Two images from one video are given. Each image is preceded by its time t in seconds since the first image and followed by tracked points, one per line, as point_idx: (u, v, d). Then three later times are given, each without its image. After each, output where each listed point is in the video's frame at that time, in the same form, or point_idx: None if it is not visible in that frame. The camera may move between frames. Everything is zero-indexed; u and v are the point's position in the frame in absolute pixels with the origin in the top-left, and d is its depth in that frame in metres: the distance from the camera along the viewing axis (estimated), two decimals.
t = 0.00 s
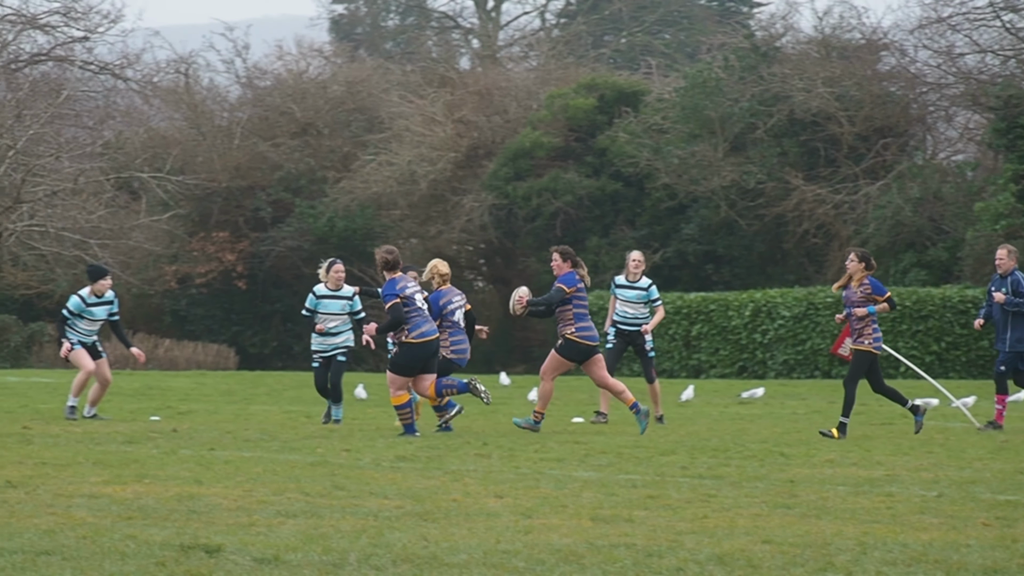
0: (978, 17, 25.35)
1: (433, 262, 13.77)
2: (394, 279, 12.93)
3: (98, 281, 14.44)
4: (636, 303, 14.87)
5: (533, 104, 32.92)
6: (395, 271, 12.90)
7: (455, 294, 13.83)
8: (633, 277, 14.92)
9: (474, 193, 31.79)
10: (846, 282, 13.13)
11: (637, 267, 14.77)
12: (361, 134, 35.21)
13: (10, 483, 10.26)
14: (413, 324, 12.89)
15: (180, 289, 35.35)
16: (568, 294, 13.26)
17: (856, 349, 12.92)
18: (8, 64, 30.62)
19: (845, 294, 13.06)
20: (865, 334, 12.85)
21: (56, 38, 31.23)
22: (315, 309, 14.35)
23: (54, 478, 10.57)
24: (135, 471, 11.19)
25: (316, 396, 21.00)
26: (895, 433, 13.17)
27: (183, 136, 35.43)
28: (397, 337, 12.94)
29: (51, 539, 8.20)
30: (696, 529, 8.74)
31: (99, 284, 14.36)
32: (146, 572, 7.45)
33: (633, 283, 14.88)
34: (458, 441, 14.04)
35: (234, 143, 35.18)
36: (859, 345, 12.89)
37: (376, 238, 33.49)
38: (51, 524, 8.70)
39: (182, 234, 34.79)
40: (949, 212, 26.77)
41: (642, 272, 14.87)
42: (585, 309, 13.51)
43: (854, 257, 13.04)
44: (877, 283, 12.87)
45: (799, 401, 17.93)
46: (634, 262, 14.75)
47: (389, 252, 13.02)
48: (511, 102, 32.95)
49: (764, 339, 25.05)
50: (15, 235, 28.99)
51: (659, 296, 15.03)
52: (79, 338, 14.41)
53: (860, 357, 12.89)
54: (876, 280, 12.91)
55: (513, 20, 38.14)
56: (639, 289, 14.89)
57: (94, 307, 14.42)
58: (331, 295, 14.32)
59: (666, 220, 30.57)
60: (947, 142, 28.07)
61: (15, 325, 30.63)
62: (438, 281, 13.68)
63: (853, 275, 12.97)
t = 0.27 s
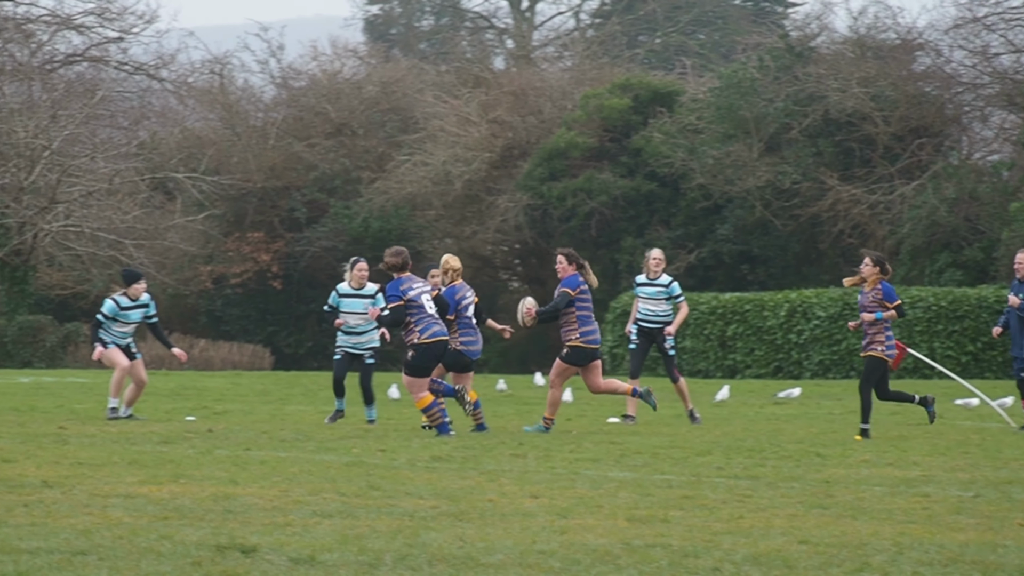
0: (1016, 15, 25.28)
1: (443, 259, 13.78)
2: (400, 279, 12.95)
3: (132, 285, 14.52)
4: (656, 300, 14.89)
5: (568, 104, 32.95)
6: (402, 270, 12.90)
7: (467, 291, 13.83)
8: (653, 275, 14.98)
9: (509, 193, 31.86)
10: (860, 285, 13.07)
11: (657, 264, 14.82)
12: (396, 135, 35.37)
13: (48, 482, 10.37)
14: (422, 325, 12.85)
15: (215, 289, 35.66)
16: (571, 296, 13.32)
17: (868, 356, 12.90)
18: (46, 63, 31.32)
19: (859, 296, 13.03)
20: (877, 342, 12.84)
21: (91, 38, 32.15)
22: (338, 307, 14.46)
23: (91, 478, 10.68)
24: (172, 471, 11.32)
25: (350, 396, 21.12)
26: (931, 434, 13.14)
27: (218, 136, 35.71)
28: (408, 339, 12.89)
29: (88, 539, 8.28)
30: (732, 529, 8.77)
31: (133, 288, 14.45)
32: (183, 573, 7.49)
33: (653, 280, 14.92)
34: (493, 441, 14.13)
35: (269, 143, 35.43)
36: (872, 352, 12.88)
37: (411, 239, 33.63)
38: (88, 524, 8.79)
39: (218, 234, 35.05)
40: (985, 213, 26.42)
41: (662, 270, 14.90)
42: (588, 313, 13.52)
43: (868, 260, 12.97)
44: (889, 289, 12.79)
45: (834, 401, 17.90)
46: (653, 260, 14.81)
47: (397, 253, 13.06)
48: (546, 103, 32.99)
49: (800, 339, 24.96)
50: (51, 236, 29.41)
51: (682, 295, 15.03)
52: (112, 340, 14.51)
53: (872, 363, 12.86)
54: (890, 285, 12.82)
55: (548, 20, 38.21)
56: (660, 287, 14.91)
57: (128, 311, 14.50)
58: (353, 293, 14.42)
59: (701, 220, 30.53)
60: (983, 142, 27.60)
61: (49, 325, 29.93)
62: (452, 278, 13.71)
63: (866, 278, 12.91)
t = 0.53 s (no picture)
0: None
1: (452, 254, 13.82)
2: (403, 275, 12.97)
3: (162, 286, 14.60)
4: (677, 302, 14.90)
5: (601, 104, 32.94)
6: (409, 266, 12.92)
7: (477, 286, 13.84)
8: (673, 277, 15.00)
9: (542, 193, 31.90)
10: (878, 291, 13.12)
11: (676, 266, 14.84)
12: (429, 134, 35.52)
13: (82, 482, 10.49)
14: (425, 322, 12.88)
15: (249, 288, 35.89)
16: (571, 304, 13.51)
17: (880, 359, 12.90)
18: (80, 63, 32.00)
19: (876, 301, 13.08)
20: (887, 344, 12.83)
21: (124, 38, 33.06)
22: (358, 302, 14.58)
23: (124, 477, 10.79)
24: (205, 471, 11.42)
25: (383, 396, 21.21)
26: (964, 434, 13.05)
27: (251, 136, 35.97)
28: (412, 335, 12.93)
29: (121, 539, 8.37)
30: (765, 529, 8.79)
31: (163, 290, 14.55)
32: (217, 574, 7.54)
33: (673, 282, 14.94)
34: (526, 441, 14.17)
35: (303, 143, 35.67)
36: (883, 356, 12.88)
37: (444, 238, 33.72)
38: (121, 523, 8.88)
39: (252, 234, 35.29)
40: (1020, 212, 26.07)
41: (682, 271, 14.92)
42: (591, 316, 13.70)
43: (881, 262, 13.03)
44: (897, 292, 12.79)
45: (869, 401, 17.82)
46: (672, 262, 14.84)
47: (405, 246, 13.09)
48: (579, 102, 33.01)
49: (833, 339, 24.80)
50: (85, 235, 29.64)
51: (702, 295, 15.03)
52: (143, 341, 14.66)
53: (883, 365, 12.85)
54: (899, 289, 12.81)
55: (581, 20, 38.29)
56: (681, 288, 14.92)
57: (160, 312, 14.61)
58: (372, 287, 14.53)
59: (735, 220, 30.47)
60: (1018, 141, 27.29)
61: (84, 324, 30.20)
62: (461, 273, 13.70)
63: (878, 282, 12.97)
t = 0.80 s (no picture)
0: None
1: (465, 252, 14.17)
2: (410, 273, 13.07)
3: (196, 286, 14.69)
4: (704, 305, 14.96)
5: (639, 104, 32.83)
6: (418, 263, 13.00)
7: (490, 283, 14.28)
8: (699, 281, 15.13)
9: (580, 193, 31.96)
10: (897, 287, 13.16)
11: (702, 269, 14.95)
12: (467, 135, 35.68)
13: (122, 482, 10.63)
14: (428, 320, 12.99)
15: (287, 289, 36.15)
16: (574, 306, 13.71)
17: (902, 360, 13.07)
18: (115, 63, 31.84)
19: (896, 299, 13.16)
20: (907, 345, 12.99)
21: (161, 39, 32.66)
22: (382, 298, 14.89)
23: (164, 477, 10.94)
24: (244, 471, 11.58)
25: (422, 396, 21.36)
26: (1004, 434, 13.02)
27: (289, 137, 36.25)
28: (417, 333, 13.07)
29: (161, 539, 8.49)
30: (804, 529, 8.83)
31: (197, 289, 14.64)
32: (256, 574, 7.63)
33: (699, 285, 15.05)
34: (564, 441, 14.26)
35: (340, 143, 35.94)
36: (906, 356, 13.04)
37: (482, 239, 33.93)
38: (161, 524, 9.01)
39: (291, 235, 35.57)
40: None
41: (707, 274, 15.03)
42: (600, 317, 13.86)
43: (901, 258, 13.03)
44: (909, 291, 12.82)
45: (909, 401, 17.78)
46: (698, 265, 14.96)
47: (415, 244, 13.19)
48: (616, 102, 32.99)
49: (871, 339, 24.68)
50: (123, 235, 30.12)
51: (728, 297, 15.11)
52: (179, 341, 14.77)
53: (906, 366, 13.03)
54: (912, 288, 12.83)
55: (618, 19, 38.28)
56: (707, 291, 15.02)
57: (193, 312, 14.71)
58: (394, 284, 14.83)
59: (773, 219, 30.41)
60: None
61: (122, 324, 30.50)
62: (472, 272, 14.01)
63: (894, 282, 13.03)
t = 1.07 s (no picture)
0: None
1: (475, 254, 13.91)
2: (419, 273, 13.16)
3: (226, 283, 14.74)
4: (732, 303, 14.98)
5: (677, 104, 32.88)
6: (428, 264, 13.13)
7: (500, 285, 13.96)
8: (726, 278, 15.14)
9: (617, 193, 31.97)
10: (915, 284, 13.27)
11: (728, 266, 14.96)
12: (505, 134, 35.81)
13: (159, 482, 10.76)
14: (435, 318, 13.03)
15: (324, 288, 36.37)
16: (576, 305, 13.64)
17: (922, 355, 13.14)
18: (156, 62, 33.94)
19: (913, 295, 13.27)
20: (923, 339, 13.06)
21: (201, 39, 35.29)
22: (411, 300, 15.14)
23: (201, 477, 11.06)
24: (281, 471, 11.68)
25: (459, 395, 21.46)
26: None
27: (326, 136, 36.43)
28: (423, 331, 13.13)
29: (197, 539, 8.57)
30: (841, 529, 8.86)
31: (227, 287, 14.69)
32: (292, 573, 7.72)
33: (726, 283, 15.04)
34: (602, 441, 14.29)
35: (378, 143, 36.14)
36: (923, 350, 13.10)
37: (519, 238, 33.92)
38: (197, 524, 9.09)
39: (328, 234, 35.79)
40: None
41: (733, 272, 15.04)
42: (603, 316, 13.76)
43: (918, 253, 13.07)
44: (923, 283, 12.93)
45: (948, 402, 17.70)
46: (724, 262, 14.96)
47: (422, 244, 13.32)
48: (654, 102, 33.00)
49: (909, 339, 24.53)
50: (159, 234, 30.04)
51: (754, 294, 15.14)
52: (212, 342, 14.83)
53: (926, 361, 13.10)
54: (926, 279, 12.95)
55: (657, 19, 38.27)
56: (734, 289, 15.03)
57: (224, 310, 14.77)
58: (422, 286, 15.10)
59: (811, 219, 30.33)
60: None
61: (159, 324, 30.46)
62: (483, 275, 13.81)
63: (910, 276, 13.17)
